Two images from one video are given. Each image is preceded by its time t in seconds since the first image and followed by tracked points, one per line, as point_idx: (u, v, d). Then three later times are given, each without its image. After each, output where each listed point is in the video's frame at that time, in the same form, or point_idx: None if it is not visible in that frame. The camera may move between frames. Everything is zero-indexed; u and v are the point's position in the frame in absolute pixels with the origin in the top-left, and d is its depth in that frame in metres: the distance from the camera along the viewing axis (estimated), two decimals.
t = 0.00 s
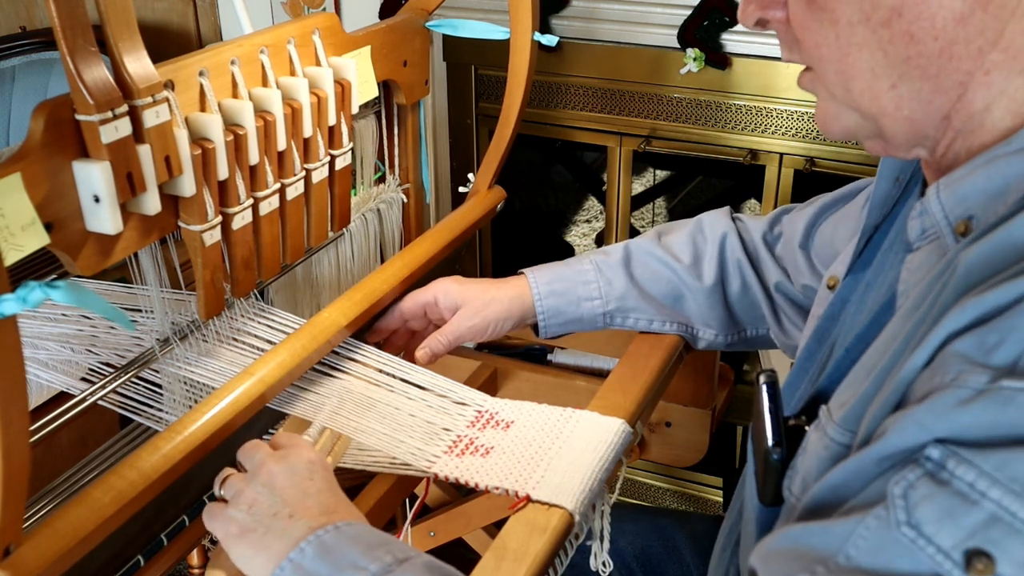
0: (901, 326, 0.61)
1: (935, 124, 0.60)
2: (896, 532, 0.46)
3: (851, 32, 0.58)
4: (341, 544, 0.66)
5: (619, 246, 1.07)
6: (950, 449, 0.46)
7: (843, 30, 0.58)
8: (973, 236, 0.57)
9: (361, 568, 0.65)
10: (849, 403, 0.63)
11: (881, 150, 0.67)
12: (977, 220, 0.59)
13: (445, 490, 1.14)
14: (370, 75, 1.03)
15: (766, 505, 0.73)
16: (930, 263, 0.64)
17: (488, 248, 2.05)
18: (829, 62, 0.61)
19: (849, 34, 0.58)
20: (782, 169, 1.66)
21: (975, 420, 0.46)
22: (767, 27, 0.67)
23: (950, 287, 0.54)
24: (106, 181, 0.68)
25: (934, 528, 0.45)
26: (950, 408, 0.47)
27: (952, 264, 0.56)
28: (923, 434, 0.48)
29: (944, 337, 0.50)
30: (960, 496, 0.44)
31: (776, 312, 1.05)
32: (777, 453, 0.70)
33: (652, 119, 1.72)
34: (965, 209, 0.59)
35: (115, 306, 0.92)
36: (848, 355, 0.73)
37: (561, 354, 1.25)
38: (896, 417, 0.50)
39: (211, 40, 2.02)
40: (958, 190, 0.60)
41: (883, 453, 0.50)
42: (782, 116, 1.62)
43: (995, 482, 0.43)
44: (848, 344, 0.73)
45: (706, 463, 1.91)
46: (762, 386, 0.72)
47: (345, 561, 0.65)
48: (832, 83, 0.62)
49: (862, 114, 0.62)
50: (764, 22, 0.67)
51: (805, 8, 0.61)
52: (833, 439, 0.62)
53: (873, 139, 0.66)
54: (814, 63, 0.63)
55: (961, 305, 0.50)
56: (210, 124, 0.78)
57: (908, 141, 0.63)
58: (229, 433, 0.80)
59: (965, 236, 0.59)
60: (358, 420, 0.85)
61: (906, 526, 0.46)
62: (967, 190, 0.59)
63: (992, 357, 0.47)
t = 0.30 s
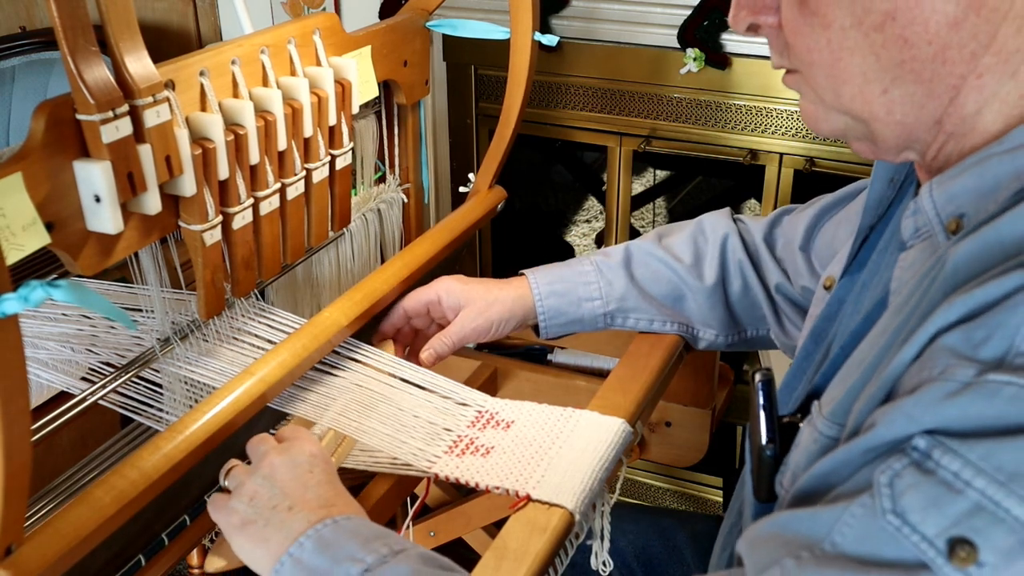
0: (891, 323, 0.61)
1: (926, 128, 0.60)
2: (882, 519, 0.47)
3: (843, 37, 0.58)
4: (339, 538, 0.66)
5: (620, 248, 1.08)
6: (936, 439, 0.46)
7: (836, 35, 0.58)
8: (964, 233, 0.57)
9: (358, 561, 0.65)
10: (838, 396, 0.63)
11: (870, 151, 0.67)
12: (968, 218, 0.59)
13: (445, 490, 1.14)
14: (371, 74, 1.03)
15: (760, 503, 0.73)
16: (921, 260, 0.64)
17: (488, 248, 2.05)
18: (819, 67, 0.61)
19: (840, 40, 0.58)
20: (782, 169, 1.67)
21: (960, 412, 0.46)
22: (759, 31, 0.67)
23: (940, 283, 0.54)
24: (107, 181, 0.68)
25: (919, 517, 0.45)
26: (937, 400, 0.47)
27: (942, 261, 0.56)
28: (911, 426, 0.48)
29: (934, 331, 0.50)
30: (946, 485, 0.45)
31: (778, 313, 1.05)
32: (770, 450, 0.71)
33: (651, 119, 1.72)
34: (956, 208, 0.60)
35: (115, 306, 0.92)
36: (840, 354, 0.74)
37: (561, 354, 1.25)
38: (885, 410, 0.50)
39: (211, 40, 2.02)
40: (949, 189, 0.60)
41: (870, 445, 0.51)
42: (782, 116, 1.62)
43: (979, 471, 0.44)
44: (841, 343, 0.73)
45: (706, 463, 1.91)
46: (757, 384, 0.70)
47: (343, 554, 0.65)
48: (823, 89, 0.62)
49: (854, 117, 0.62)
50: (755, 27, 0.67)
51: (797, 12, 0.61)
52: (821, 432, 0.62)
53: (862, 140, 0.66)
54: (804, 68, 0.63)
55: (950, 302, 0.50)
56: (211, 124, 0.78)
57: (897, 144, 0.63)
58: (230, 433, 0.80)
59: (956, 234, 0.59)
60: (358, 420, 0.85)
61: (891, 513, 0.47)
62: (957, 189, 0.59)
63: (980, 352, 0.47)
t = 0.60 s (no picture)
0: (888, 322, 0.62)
1: (933, 133, 0.61)
2: (864, 511, 0.47)
3: (852, 44, 0.57)
4: (359, 502, 0.67)
5: (622, 250, 1.08)
6: (923, 434, 0.47)
7: (843, 42, 0.57)
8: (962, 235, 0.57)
9: (375, 526, 0.65)
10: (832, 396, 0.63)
11: (881, 154, 0.67)
12: (967, 219, 0.59)
13: (445, 490, 1.14)
14: (371, 74, 1.03)
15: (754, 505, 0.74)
16: (920, 261, 0.64)
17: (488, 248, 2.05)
18: (827, 74, 0.61)
19: (851, 47, 0.57)
20: (782, 169, 1.67)
21: (945, 409, 0.46)
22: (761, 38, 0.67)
23: (936, 284, 0.55)
24: (108, 181, 0.68)
25: (900, 510, 0.46)
26: (924, 397, 0.47)
27: (937, 262, 0.56)
28: (898, 420, 0.48)
29: (929, 329, 0.50)
30: (927, 480, 0.45)
31: (779, 313, 1.05)
32: (767, 450, 0.71)
33: (651, 119, 1.72)
34: (957, 209, 0.60)
35: (116, 305, 0.92)
36: (839, 355, 0.74)
37: (562, 354, 1.22)
38: (876, 404, 0.50)
39: (211, 40, 2.02)
40: (952, 189, 0.60)
41: (859, 438, 0.51)
42: (782, 116, 1.62)
43: (961, 468, 0.44)
44: (840, 345, 0.73)
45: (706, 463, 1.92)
46: (756, 384, 0.73)
47: (360, 518, 0.66)
48: (831, 96, 0.62)
49: (863, 124, 0.62)
50: (757, 33, 0.67)
51: (801, 17, 0.60)
52: (815, 430, 0.62)
53: (873, 145, 0.66)
54: (812, 76, 0.62)
55: (945, 301, 0.50)
56: (211, 124, 0.78)
57: (907, 149, 0.63)
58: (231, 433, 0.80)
59: (955, 235, 0.59)
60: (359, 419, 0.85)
61: (873, 506, 0.47)
62: (960, 189, 0.59)
63: (971, 350, 0.47)
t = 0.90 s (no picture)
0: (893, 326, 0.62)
1: (945, 134, 0.61)
2: (876, 524, 0.47)
3: (871, 46, 0.57)
4: (360, 498, 0.67)
5: (603, 254, 1.07)
6: (929, 444, 0.47)
7: (863, 44, 0.58)
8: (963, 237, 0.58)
9: (376, 524, 0.65)
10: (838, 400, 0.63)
11: (888, 165, 0.67)
12: (969, 223, 0.60)
13: (445, 490, 1.14)
14: (371, 74, 1.02)
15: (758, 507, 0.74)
16: (921, 265, 0.64)
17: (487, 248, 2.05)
18: (845, 77, 0.60)
19: (869, 47, 0.58)
20: (781, 169, 1.67)
21: (950, 416, 0.46)
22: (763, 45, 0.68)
23: (938, 289, 0.54)
24: (106, 181, 0.68)
25: (912, 523, 0.46)
26: (929, 405, 0.47)
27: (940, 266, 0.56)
28: (904, 429, 0.48)
29: (932, 333, 0.50)
30: (938, 492, 0.45)
31: (768, 315, 1.05)
32: (769, 454, 0.71)
33: (651, 119, 1.72)
34: (958, 212, 0.60)
35: (115, 306, 0.92)
36: (841, 358, 0.73)
37: (561, 354, 1.25)
38: (883, 411, 0.50)
39: (211, 40, 2.02)
40: (951, 192, 0.61)
41: (869, 449, 0.51)
42: (782, 116, 1.62)
43: (971, 479, 0.44)
44: (841, 348, 0.73)
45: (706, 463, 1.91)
46: (756, 388, 0.70)
47: (362, 516, 0.66)
48: (849, 98, 0.62)
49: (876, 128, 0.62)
50: (760, 41, 0.68)
51: (818, 19, 0.60)
52: (820, 435, 0.62)
53: (881, 154, 0.66)
54: (828, 79, 0.62)
55: (948, 305, 0.50)
56: (211, 124, 0.78)
57: (917, 155, 0.64)
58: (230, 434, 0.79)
59: (957, 239, 0.60)
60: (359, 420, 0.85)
61: (884, 519, 0.47)
62: (960, 192, 0.60)
63: (975, 355, 0.47)
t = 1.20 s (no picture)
0: (911, 340, 0.60)
1: (953, 129, 0.64)
2: None
3: (882, 44, 0.60)
4: None
5: (605, 253, 1.07)
6: None
7: (866, 46, 0.60)
8: (972, 250, 0.59)
9: None
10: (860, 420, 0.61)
11: (879, 167, 0.70)
12: (976, 231, 0.61)
13: (445, 490, 1.15)
14: (371, 74, 1.02)
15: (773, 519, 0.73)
16: (930, 275, 0.64)
17: (488, 248, 2.05)
18: (853, 78, 0.63)
19: (871, 49, 0.60)
20: (781, 169, 1.66)
21: None
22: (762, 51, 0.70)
23: (962, 311, 0.53)
24: (106, 181, 0.68)
25: None
26: (1007, 464, 0.45)
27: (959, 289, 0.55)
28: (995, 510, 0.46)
29: (974, 370, 0.49)
30: None
31: (767, 315, 1.05)
32: (783, 469, 0.70)
33: (651, 119, 1.72)
34: (963, 221, 0.62)
35: (115, 306, 0.92)
36: (849, 362, 0.73)
37: (561, 354, 1.26)
38: (948, 471, 0.48)
39: (212, 40, 2.02)
40: (954, 202, 0.62)
41: (958, 540, 0.47)
42: (782, 116, 1.62)
43: None
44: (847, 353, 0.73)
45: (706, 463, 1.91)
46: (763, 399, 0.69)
47: None
48: (857, 100, 0.64)
49: (878, 129, 0.65)
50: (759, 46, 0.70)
51: (821, 19, 0.62)
52: (847, 458, 0.60)
53: (875, 156, 0.68)
54: (830, 82, 0.65)
55: (986, 336, 0.49)
56: (211, 125, 0.78)
57: (918, 157, 0.67)
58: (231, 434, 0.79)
59: (965, 248, 0.61)
60: (358, 421, 0.84)
61: None
62: (964, 201, 0.62)
63: None
